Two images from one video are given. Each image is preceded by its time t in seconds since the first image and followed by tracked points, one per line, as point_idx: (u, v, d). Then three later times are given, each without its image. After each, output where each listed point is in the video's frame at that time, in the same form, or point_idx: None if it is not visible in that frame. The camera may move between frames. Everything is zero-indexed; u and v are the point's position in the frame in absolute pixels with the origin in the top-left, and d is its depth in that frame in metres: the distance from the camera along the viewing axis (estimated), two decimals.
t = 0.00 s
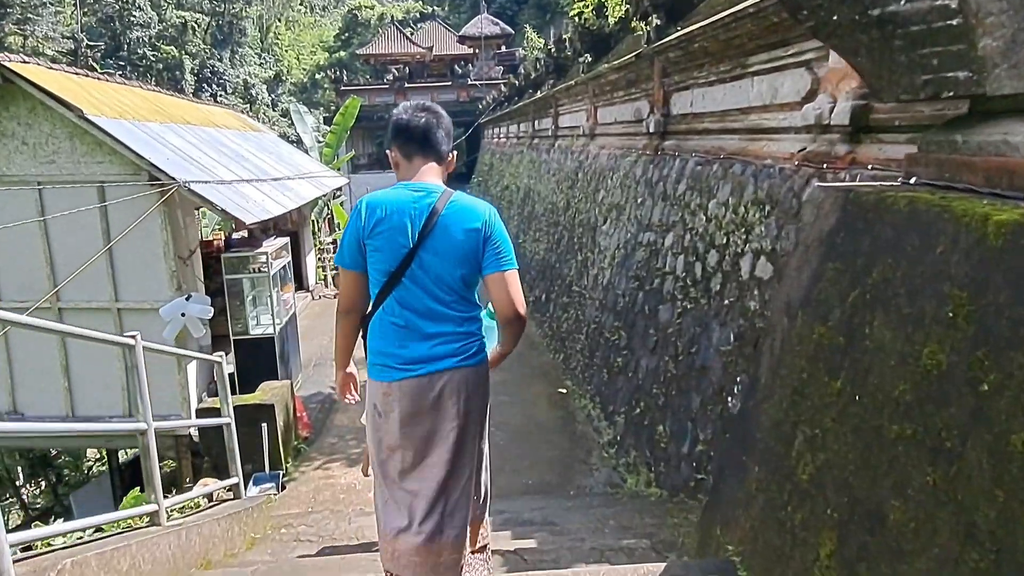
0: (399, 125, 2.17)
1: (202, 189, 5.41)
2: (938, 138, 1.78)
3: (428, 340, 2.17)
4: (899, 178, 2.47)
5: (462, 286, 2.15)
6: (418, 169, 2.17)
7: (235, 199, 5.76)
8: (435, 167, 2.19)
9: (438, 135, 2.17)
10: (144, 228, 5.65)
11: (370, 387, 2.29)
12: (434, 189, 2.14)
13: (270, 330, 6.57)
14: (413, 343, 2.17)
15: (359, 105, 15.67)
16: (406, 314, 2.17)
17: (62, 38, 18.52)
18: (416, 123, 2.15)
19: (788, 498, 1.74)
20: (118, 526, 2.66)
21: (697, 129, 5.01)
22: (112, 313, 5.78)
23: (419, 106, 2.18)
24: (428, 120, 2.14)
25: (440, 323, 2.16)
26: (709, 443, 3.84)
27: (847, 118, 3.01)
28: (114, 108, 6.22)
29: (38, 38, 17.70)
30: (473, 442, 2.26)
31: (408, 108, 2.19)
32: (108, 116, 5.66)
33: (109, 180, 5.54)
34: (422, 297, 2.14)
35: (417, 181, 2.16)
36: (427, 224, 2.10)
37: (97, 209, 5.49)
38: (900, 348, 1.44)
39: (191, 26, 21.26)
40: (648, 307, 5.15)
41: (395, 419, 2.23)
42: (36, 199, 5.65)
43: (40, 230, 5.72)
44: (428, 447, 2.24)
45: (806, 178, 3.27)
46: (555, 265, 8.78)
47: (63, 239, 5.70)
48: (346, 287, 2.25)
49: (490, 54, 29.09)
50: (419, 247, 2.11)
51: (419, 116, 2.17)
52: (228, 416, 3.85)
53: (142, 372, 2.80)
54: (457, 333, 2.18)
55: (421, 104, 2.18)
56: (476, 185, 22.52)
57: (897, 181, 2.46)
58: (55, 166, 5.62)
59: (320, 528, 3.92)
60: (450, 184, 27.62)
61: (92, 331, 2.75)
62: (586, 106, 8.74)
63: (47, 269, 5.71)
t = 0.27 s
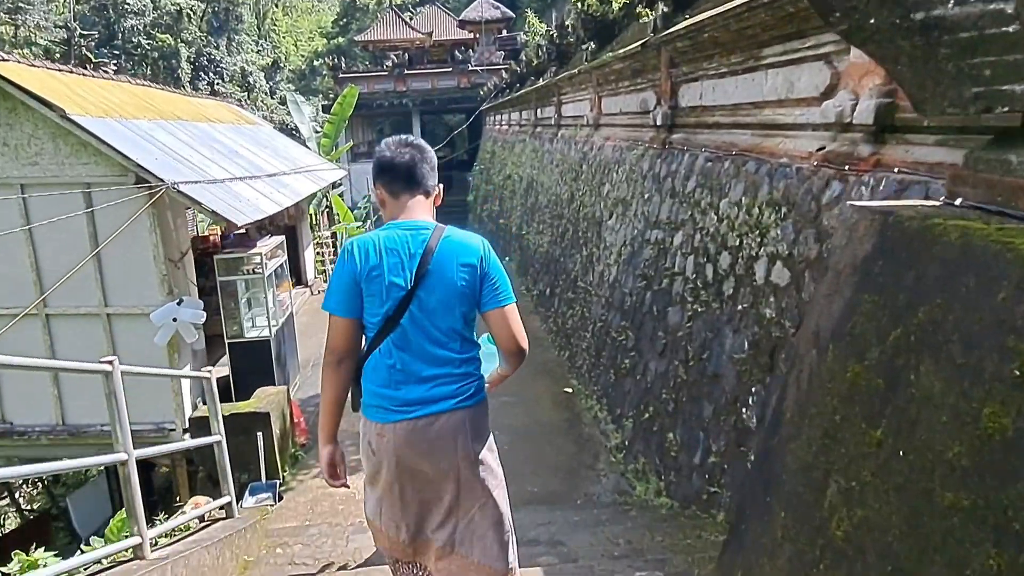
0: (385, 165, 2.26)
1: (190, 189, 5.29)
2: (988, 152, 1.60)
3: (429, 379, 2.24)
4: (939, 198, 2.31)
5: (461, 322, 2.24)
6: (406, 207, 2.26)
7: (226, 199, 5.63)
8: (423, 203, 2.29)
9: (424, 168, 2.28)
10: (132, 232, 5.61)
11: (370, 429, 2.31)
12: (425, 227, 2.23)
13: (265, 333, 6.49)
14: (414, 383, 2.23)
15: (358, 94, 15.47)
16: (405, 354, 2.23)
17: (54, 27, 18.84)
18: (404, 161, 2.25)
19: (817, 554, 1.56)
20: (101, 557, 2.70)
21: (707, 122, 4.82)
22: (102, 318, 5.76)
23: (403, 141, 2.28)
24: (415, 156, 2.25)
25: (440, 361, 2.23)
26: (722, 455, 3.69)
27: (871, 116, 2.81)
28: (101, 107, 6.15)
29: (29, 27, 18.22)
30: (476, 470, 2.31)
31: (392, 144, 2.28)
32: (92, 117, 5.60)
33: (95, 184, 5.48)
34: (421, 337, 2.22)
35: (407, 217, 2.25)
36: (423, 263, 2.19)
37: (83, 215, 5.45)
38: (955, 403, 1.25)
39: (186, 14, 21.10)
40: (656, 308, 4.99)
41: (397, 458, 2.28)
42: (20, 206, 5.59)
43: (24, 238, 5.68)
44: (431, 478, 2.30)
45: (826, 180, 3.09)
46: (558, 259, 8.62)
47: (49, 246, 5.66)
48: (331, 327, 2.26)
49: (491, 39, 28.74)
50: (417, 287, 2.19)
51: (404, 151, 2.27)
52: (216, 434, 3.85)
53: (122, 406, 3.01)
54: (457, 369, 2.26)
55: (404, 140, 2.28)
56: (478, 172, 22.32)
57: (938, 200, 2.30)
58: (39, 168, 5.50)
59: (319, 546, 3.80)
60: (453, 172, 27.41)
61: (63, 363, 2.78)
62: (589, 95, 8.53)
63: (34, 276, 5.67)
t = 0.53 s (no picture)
0: (358, 245, 2.27)
1: (181, 189, 5.21)
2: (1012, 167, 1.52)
3: (398, 453, 2.28)
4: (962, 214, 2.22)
5: (429, 397, 2.28)
6: (378, 285, 2.28)
7: (218, 199, 5.55)
8: (397, 283, 2.30)
9: (401, 252, 2.29)
10: (124, 234, 5.52)
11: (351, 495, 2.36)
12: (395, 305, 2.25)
13: (261, 334, 6.39)
14: (384, 456, 2.27)
15: (355, 87, 15.33)
16: (376, 428, 2.26)
17: (48, 19, 17.86)
18: (377, 243, 2.25)
19: None
20: None
21: (710, 120, 4.73)
22: (93, 321, 5.68)
23: (377, 225, 2.29)
24: (391, 238, 2.26)
25: (409, 436, 2.27)
26: (725, 463, 3.62)
27: (881, 119, 2.72)
28: (91, 105, 6.03)
29: (23, 18, 17.21)
30: (449, 532, 2.35)
31: (367, 226, 2.29)
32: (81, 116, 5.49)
33: (85, 185, 5.38)
34: (391, 412, 2.25)
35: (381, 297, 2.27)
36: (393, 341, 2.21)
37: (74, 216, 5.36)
38: (984, 443, 1.17)
39: (181, 5, 20.85)
40: (658, 309, 4.91)
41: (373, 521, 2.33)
42: (9, 208, 5.50)
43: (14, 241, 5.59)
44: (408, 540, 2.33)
45: (834, 184, 3.00)
46: (558, 255, 8.53)
47: (39, 248, 5.58)
48: (320, 379, 2.11)
49: (489, 30, 28.54)
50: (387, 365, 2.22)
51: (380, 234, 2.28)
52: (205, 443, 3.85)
53: (107, 423, 3.01)
54: (426, 443, 2.30)
55: (378, 220, 2.29)
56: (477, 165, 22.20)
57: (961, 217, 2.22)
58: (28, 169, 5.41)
59: (316, 556, 3.73)
60: (451, 164, 27.28)
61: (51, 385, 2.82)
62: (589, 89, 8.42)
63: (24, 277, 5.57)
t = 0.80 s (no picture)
0: (338, 256, 2.36)
1: (173, 186, 5.11)
2: None
3: (386, 453, 2.40)
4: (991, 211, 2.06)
5: (413, 400, 2.38)
6: (359, 294, 2.37)
7: (212, 196, 5.45)
8: (376, 290, 2.39)
9: (375, 258, 2.37)
10: (117, 231, 5.40)
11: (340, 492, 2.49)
12: (376, 313, 2.34)
13: (256, 333, 6.27)
14: (370, 458, 2.40)
15: (352, 84, 15.21)
16: (365, 431, 2.39)
17: (48, 17, 17.72)
18: (355, 252, 2.35)
19: None
20: None
21: (710, 116, 4.63)
22: (86, 320, 5.57)
23: (354, 234, 2.39)
24: (366, 247, 2.35)
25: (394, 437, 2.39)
26: (728, 468, 3.53)
27: (891, 114, 2.62)
28: (82, 101, 5.91)
29: (23, 17, 16.84)
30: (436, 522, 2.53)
31: (344, 236, 2.39)
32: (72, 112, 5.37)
33: (77, 181, 5.26)
34: (377, 416, 2.37)
35: (361, 305, 2.36)
36: (375, 349, 2.31)
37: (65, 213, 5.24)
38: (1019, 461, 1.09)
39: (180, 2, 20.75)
40: (658, 309, 4.82)
41: (361, 520, 2.45)
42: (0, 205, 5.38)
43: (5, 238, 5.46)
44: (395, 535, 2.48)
45: (841, 181, 2.91)
46: (557, 254, 8.43)
47: (30, 245, 5.45)
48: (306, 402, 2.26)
49: (487, 27, 28.39)
50: (371, 373, 2.32)
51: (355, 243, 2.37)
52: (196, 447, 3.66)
53: (89, 426, 2.89)
54: (412, 443, 2.42)
55: (356, 231, 2.39)
56: (474, 163, 22.08)
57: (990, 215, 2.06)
58: (18, 166, 5.30)
59: (308, 563, 3.63)
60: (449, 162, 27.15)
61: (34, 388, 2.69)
62: (587, 86, 8.31)
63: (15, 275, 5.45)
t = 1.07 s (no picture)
0: (349, 259, 2.19)
1: (163, 177, 4.94)
2: None
3: (389, 462, 2.28)
4: None
5: (423, 406, 2.25)
6: (370, 299, 2.22)
7: (203, 188, 5.28)
8: (387, 296, 2.24)
9: (388, 267, 2.21)
10: (105, 222, 5.20)
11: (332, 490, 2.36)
12: (388, 319, 2.20)
13: (250, 330, 6.06)
14: (371, 466, 2.28)
15: (348, 80, 15.02)
16: (371, 437, 2.25)
17: (45, 13, 17.31)
18: (367, 257, 2.18)
19: None
20: None
21: (719, 106, 4.46)
22: (73, 314, 5.37)
23: (365, 239, 2.21)
24: (380, 255, 2.18)
25: (402, 444, 2.26)
26: (741, 471, 3.36)
27: (923, 96, 2.46)
28: (69, 89, 5.74)
29: (18, 13, 16.19)
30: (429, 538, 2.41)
31: (354, 241, 2.21)
32: (59, 100, 5.20)
33: (64, 170, 5.08)
34: (385, 423, 2.24)
35: (372, 313, 2.21)
36: (387, 354, 2.18)
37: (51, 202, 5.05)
38: None
39: None
40: (664, 306, 4.66)
41: (358, 527, 2.34)
42: None
43: None
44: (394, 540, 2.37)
45: (865, 168, 2.74)
46: (557, 251, 8.26)
47: (16, 236, 5.25)
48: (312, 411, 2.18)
49: (486, 25, 28.20)
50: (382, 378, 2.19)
51: (368, 249, 2.20)
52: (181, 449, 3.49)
53: (60, 422, 2.73)
54: (419, 449, 2.30)
55: (369, 234, 2.22)
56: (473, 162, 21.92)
57: None
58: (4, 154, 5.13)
59: (299, 569, 3.46)
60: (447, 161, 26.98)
61: None
62: (589, 80, 8.15)
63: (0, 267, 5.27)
